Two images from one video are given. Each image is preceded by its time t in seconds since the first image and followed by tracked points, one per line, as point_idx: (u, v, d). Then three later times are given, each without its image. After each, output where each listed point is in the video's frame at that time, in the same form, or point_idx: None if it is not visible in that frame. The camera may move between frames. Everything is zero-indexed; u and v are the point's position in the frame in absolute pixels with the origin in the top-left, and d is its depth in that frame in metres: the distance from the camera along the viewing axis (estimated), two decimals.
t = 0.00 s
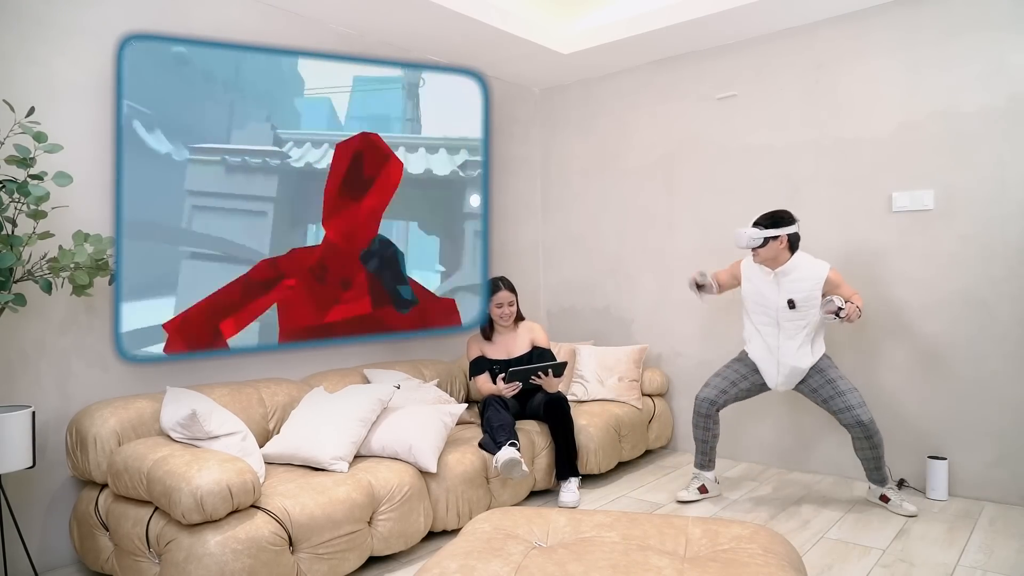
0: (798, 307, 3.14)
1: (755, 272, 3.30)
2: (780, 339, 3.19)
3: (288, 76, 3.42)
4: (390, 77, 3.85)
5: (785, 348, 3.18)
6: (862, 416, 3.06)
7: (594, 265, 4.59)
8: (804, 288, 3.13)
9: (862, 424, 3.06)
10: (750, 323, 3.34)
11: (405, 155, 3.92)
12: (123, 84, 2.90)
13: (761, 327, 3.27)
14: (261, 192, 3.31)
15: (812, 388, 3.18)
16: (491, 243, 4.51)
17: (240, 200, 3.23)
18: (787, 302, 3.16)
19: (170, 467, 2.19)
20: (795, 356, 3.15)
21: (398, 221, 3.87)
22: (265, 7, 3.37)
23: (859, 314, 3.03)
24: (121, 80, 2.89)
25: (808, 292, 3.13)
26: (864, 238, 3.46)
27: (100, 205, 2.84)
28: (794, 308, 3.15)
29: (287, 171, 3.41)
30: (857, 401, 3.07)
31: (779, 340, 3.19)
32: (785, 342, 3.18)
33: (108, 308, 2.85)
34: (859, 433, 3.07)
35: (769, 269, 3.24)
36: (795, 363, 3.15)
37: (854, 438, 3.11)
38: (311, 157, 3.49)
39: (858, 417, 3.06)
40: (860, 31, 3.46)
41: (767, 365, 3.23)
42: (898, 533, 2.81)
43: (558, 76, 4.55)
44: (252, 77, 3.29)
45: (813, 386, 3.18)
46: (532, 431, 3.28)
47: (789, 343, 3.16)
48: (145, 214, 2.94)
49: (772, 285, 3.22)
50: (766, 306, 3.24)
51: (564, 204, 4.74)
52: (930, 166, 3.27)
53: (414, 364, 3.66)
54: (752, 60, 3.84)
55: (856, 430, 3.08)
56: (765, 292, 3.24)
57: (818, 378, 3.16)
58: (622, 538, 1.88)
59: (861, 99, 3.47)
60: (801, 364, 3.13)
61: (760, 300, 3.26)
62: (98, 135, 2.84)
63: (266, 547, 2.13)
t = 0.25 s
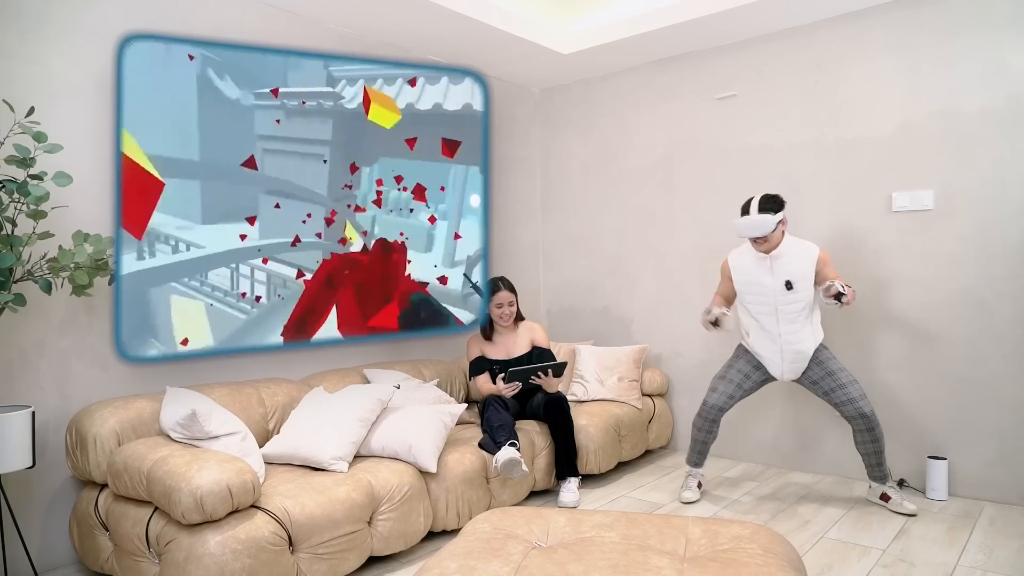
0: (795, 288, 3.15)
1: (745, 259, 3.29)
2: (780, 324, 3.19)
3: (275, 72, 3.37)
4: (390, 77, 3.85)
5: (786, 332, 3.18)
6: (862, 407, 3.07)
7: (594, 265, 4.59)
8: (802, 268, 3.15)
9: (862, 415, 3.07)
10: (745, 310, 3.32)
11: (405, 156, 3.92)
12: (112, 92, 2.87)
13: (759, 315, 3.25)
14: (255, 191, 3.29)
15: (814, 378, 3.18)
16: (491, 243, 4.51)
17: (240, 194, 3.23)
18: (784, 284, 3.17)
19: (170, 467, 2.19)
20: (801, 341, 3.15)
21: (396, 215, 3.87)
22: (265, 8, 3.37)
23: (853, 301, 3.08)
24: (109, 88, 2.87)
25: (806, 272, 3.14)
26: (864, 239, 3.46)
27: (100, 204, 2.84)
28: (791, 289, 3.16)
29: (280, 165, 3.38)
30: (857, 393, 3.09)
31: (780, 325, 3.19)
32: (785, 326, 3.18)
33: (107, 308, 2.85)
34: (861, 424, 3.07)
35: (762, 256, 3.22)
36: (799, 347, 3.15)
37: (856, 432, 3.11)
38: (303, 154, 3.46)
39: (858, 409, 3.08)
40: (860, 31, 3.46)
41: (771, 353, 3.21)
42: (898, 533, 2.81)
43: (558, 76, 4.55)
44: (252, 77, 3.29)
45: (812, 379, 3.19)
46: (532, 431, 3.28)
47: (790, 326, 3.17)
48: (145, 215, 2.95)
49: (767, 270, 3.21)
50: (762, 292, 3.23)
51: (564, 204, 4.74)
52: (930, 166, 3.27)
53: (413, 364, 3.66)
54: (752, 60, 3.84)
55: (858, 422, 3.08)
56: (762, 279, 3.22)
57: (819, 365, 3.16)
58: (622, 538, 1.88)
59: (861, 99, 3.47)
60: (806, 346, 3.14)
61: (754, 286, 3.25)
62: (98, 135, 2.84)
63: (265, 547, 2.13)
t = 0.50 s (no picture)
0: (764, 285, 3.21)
1: (711, 265, 3.30)
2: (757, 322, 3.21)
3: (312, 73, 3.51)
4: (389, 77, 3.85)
5: (766, 329, 3.19)
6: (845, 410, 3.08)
7: (594, 265, 4.59)
8: (768, 266, 3.23)
9: (847, 418, 3.07)
10: (713, 317, 3.36)
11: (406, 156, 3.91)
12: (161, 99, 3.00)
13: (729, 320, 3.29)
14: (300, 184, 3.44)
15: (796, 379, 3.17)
16: (491, 243, 4.51)
17: (255, 190, 3.28)
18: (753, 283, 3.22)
19: (170, 467, 2.20)
20: (770, 340, 3.16)
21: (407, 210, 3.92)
22: (265, 8, 3.37)
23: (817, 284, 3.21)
24: (157, 97, 2.99)
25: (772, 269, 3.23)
26: (864, 239, 3.46)
27: (100, 204, 2.84)
28: (761, 286, 3.21)
29: (296, 161, 3.43)
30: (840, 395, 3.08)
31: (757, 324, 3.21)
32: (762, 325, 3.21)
33: (108, 308, 2.85)
34: (843, 426, 3.08)
35: (735, 256, 3.26)
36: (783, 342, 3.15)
37: (840, 433, 3.12)
38: (340, 147, 3.60)
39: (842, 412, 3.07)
40: (860, 32, 3.46)
41: (757, 354, 3.19)
42: (898, 533, 2.81)
43: (558, 76, 4.55)
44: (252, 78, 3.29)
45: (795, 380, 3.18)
46: (532, 431, 3.28)
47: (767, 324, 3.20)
48: (145, 215, 2.95)
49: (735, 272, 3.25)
50: (733, 294, 3.25)
51: (564, 204, 4.74)
52: (930, 166, 3.27)
53: (413, 364, 3.66)
54: (752, 60, 3.84)
55: (841, 424, 3.09)
56: (727, 283, 3.25)
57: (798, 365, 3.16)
58: (622, 538, 1.88)
59: (861, 99, 3.47)
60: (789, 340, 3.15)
61: (722, 288, 3.27)
62: (98, 135, 2.84)
63: (265, 547, 2.13)
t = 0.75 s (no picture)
0: (765, 278, 3.25)
1: (716, 254, 3.30)
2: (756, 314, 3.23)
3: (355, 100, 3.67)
4: (389, 77, 3.85)
5: (763, 323, 3.21)
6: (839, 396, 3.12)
7: (594, 265, 4.59)
8: (769, 259, 3.26)
9: (841, 404, 3.11)
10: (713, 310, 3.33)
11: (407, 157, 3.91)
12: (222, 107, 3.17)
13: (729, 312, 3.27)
14: (333, 186, 3.57)
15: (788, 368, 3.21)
16: (491, 243, 4.51)
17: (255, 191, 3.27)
18: (755, 275, 3.24)
19: (170, 467, 2.19)
20: (766, 333, 3.19)
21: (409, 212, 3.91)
22: (265, 8, 3.37)
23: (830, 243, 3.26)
24: (210, 96, 3.15)
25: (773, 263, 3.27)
26: (864, 239, 3.46)
27: (99, 205, 2.84)
28: (762, 279, 3.24)
29: (294, 166, 3.40)
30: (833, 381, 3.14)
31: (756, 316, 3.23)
32: (761, 317, 3.22)
33: (108, 308, 2.86)
34: (840, 411, 3.11)
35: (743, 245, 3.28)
36: (777, 338, 3.19)
37: (835, 420, 3.15)
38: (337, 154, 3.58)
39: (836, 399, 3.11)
40: (860, 32, 3.46)
41: (751, 347, 3.21)
42: (898, 533, 2.81)
43: (558, 76, 4.55)
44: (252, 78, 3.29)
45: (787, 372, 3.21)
46: (532, 431, 3.28)
47: (766, 317, 3.22)
48: (145, 215, 2.95)
49: (739, 262, 3.26)
50: (736, 283, 3.25)
51: (564, 204, 4.74)
52: (930, 166, 3.27)
53: (414, 364, 3.66)
54: (752, 61, 3.84)
55: (837, 410, 3.12)
56: (734, 273, 3.25)
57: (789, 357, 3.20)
58: (622, 538, 1.88)
59: (861, 99, 3.47)
60: (783, 337, 3.20)
61: (727, 277, 3.26)
62: (98, 136, 2.84)
63: (266, 547, 2.13)
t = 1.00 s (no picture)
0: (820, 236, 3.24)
1: (772, 214, 3.31)
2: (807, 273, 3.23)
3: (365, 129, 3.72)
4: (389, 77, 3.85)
5: (813, 283, 3.21)
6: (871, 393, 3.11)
7: (594, 265, 4.59)
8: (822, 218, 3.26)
9: (872, 401, 3.11)
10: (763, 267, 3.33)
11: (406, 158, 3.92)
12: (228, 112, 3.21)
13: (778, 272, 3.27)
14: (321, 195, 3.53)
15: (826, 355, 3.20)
16: (491, 243, 4.51)
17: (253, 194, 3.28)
18: (810, 232, 3.24)
19: (170, 467, 2.19)
20: (817, 293, 3.19)
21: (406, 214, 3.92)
22: (265, 8, 3.37)
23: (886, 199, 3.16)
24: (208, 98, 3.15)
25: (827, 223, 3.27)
26: (864, 238, 3.46)
27: (99, 205, 2.84)
28: (817, 237, 3.23)
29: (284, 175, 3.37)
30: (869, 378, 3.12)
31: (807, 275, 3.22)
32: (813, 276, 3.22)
33: (108, 308, 2.86)
34: (869, 409, 3.11)
35: (794, 204, 3.28)
36: (827, 299, 3.19)
37: (860, 416, 3.15)
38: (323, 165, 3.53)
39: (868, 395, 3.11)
40: (860, 32, 3.46)
41: (800, 308, 3.20)
42: (898, 533, 2.81)
43: (558, 76, 4.55)
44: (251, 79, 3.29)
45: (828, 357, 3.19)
46: (532, 431, 3.28)
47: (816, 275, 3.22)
48: (145, 215, 2.95)
49: (793, 222, 3.26)
50: (791, 242, 3.25)
51: (564, 204, 4.74)
52: (930, 166, 3.27)
53: (414, 364, 3.66)
54: (753, 61, 3.84)
55: (866, 407, 3.12)
56: (790, 232, 3.26)
57: (832, 342, 3.16)
58: (622, 538, 1.88)
59: (862, 99, 3.47)
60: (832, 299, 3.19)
61: (781, 237, 3.27)
62: (98, 136, 2.84)
63: (266, 547, 2.13)
